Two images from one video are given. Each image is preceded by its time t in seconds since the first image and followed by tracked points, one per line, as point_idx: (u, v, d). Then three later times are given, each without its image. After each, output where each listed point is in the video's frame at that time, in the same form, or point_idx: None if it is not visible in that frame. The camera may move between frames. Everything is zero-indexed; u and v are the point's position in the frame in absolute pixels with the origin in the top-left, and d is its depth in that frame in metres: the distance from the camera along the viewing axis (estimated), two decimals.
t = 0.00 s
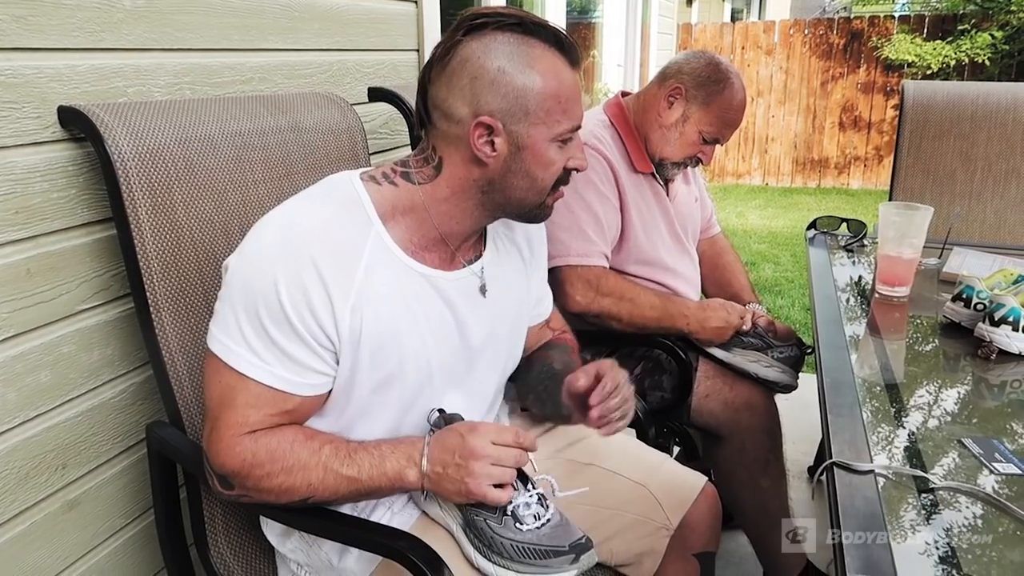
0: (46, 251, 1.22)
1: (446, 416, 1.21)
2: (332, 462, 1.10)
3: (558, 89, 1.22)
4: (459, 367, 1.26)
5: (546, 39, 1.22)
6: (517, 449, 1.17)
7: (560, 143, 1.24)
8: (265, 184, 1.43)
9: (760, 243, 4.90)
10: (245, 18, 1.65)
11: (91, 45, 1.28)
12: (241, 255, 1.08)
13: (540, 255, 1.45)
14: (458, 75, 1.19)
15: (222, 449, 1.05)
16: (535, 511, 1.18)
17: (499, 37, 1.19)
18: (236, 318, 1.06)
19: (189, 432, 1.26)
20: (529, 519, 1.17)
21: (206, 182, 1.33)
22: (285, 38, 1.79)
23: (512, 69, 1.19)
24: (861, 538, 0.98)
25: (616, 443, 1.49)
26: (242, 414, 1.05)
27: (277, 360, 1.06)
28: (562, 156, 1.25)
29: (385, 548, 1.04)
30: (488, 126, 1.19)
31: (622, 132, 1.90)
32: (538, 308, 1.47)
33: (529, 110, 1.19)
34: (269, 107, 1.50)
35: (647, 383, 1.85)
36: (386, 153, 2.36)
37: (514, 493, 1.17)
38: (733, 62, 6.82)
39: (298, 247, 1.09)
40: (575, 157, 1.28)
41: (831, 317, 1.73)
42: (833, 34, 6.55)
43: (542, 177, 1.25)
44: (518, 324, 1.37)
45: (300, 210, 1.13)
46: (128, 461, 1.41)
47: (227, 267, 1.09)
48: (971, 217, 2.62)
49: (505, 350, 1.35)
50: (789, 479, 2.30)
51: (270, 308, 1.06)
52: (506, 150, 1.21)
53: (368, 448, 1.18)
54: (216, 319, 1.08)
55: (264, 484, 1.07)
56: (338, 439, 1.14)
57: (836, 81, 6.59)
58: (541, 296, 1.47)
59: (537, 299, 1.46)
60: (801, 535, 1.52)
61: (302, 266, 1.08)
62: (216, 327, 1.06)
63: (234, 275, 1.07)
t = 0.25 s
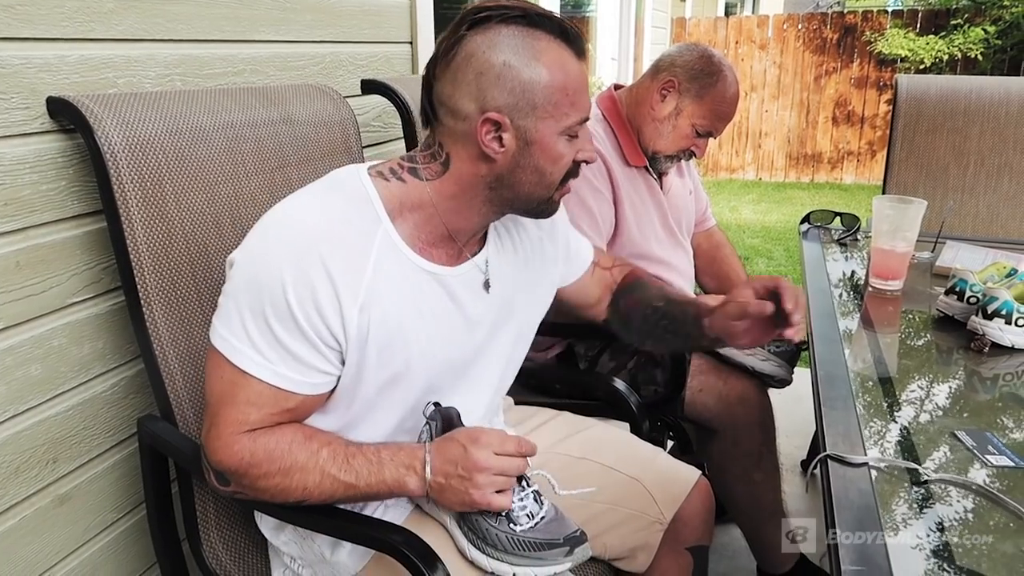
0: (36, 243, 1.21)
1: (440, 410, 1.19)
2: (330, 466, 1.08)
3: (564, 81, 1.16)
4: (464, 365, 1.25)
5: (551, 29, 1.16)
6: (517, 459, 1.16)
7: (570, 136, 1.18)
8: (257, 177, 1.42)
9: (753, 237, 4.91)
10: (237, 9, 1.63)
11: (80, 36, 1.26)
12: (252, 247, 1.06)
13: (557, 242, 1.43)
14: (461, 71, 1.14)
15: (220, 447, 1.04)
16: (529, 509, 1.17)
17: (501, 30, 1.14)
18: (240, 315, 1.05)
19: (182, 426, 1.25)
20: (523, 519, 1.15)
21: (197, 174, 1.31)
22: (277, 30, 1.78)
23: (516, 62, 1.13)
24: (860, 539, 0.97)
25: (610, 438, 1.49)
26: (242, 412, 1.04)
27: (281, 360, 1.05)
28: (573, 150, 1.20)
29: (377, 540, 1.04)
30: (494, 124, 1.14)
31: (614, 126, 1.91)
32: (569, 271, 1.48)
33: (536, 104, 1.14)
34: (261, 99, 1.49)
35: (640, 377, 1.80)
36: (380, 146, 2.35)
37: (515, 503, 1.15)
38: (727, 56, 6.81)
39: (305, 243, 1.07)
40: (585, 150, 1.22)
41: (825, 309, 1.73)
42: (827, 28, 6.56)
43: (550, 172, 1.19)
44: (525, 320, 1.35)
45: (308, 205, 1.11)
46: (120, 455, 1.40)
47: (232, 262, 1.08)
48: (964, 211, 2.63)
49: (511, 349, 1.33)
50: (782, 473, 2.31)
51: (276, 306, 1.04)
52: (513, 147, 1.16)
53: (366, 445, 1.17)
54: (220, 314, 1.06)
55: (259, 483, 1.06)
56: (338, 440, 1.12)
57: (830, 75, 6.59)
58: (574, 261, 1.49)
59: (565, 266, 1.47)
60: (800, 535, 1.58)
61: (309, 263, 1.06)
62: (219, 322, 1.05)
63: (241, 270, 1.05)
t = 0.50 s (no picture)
0: (35, 243, 1.20)
1: (442, 409, 1.18)
2: (337, 470, 1.07)
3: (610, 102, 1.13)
4: (487, 376, 1.25)
5: (591, 48, 1.14)
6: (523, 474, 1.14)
7: (616, 155, 1.16)
8: (256, 176, 1.42)
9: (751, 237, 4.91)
10: (236, 8, 1.63)
11: (79, 35, 1.26)
12: (293, 249, 1.07)
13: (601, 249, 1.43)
14: (502, 89, 1.12)
15: (228, 440, 1.03)
16: (534, 512, 1.16)
17: (542, 49, 1.12)
18: (273, 314, 1.05)
19: (183, 426, 1.25)
20: (528, 523, 1.14)
21: (198, 173, 1.31)
22: (276, 29, 1.77)
23: (560, 84, 1.11)
24: (860, 538, 0.97)
25: (612, 439, 1.48)
26: (258, 408, 1.03)
27: (307, 365, 1.05)
28: (618, 168, 1.17)
29: (376, 539, 1.03)
30: (540, 150, 1.12)
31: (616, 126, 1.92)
32: (622, 261, 1.49)
33: (581, 127, 1.12)
34: (261, 98, 1.49)
35: (639, 377, 1.86)
36: (379, 146, 2.35)
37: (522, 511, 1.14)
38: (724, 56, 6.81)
39: (341, 248, 1.07)
40: (632, 167, 1.19)
41: (825, 309, 1.73)
42: (823, 29, 6.54)
43: (597, 193, 1.17)
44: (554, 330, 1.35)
45: (349, 213, 1.11)
46: (119, 455, 1.40)
47: (271, 261, 1.08)
48: (962, 211, 2.64)
49: (533, 361, 1.32)
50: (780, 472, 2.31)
51: (307, 312, 1.04)
52: (560, 171, 1.14)
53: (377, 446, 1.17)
54: (252, 308, 1.07)
55: (264, 479, 1.05)
56: (347, 442, 1.11)
57: (827, 75, 6.59)
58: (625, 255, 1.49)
59: (615, 263, 1.48)
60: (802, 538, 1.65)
61: (347, 270, 1.06)
62: (251, 319, 1.06)
63: (282, 269, 1.06)
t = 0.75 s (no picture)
0: (36, 246, 1.20)
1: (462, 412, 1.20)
2: (360, 472, 1.07)
3: (670, 133, 1.09)
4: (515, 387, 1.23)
5: (651, 77, 1.09)
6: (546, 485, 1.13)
7: (671, 184, 1.13)
8: (256, 178, 1.42)
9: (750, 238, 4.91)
10: (236, 10, 1.63)
11: (80, 37, 1.26)
12: (339, 253, 1.06)
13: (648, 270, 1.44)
14: (557, 112, 1.09)
15: (253, 437, 1.01)
16: (554, 518, 1.16)
17: (600, 76, 1.08)
18: (311, 316, 1.04)
19: (183, 430, 1.25)
20: (548, 529, 1.14)
21: (199, 175, 1.31)
22: (276, 31, 1.77)
23: (620, 113, 1.07)
24: (861, 538, 0.97)
25: (617, 443, 1.48)
26: (285, 406, 1.02)
27: (341, 371, 1.03)
28: (672, 197, 1.14)
29: (379, 545, 1.03)
30: (595, 181, 1.09)
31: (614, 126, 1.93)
32: (672, 280, 1.51)
33: (637, 158, 1.08)
34: (261, 100, 1.48)
35: (640, 379, 1.89)
36: (379, 148, 2.35)
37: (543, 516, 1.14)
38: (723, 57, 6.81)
39: (387, 256, 1.06)
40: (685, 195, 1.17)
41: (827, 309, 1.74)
42: (823, 29, 6.54)
43: (651, 222, 1.14)
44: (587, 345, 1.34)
45: (399, 228, 1.09)
46: (120, 458, 1.40)
47: (314, 262, 1.07)
48: (962, 212, 2.64)
49: (558, 374, 1.31)
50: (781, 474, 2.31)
51: (348, 319, 1.03)
52: (616, 202, 1.11)
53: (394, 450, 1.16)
54: (291, 306, 1.06)
55: (286, 477, 1.04)
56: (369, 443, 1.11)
57: (827, 76, 6.59)
58: (677, 274, 1.51)
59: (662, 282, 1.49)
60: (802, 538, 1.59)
61: (392, 279, 1.05)
62: (287, 318, 1.04)
63: (325, 271, 1.05)
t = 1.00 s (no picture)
0: (35, 247, 1.20)
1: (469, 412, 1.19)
2: (369, 479, 1.07)
3: (668, 131, 1.08)
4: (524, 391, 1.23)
5: (646, 73, 1.08)
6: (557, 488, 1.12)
7: (672, 182, 1.11)
8: (256, 179, 1.41)
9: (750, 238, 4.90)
10: (236, 11, 1.63)
11: (79, 38, 1.26)
12: (341, 261, 1.05)
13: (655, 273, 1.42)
14: (554, 118, 1.08)
15: (260, 447, 1.01)
16: (565, 519, 1.16)
17: (597, 78, 1.06)
18: (316, 325, 1.03)
19: (184, 431, 1.25)
20: (559, 529, 1.15)
21: (199, 177, 1.31)
22: (276, 32, 1.77)
23: (617, 113, 1.06)
24: (862, 538, 0.97)
25: (622, 445, 1.48)
26: (292, 416, 1.01)
27: (347, 379, 1.03)
28: (676, 194, 1.12)
29: (382, 547, 1.03)
30: (597, 183, 1.08)
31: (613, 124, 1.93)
32: (680, 284, 1.49)
33: (636, 156, 1.07)
34: (261, 100, 1.48)
35: (642, 380, 1.88)
36: (379, 149, 2.35)
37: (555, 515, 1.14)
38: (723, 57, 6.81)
39: (388, 260, 1.05)
40: (688, 190, 1.15)
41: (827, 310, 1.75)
42: (823, 30, 6.54)
43: (655, 222, 1.13)
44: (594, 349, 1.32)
45: (402, 232, 1.09)
46: (119, 460, 1.40)
47: (317, 271, 1.06)
48: (963, 212, 2.63)
49: (566, 377, 1.31)
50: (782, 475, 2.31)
51: (353, 327, 1.02)
52: (618, 203, 1.10)
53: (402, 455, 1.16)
54: (293, 316, 1.05)
55: (295, 488, 1.04)
56: (377, 451, 1.11)
57: (827, 77, 6.59)
58: (685, 278, 1.49)
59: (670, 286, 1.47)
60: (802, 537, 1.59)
61: (393, 284, 1.04)
62: (292, 328, 1.04)
63: (328, 280, 1.04)
